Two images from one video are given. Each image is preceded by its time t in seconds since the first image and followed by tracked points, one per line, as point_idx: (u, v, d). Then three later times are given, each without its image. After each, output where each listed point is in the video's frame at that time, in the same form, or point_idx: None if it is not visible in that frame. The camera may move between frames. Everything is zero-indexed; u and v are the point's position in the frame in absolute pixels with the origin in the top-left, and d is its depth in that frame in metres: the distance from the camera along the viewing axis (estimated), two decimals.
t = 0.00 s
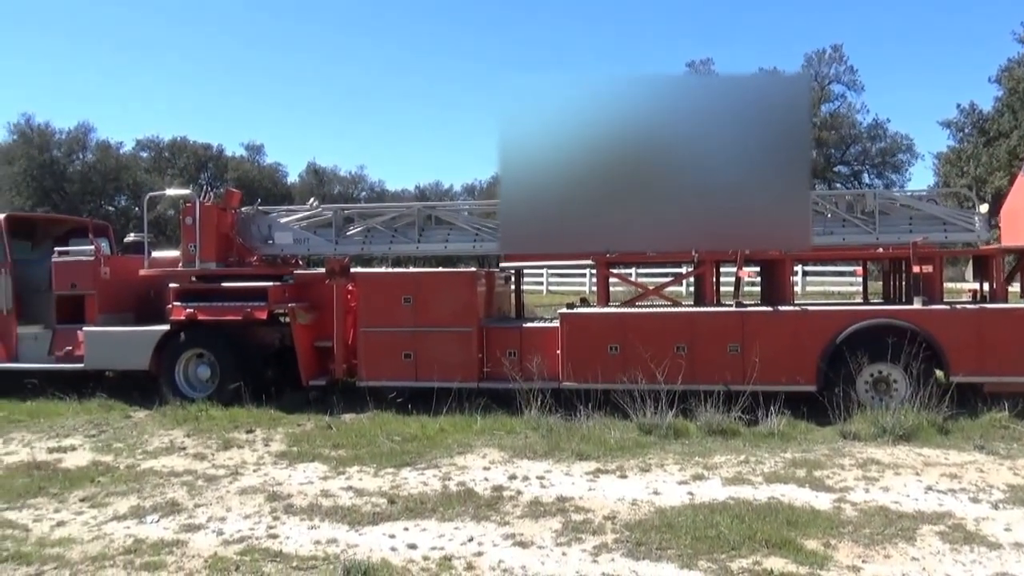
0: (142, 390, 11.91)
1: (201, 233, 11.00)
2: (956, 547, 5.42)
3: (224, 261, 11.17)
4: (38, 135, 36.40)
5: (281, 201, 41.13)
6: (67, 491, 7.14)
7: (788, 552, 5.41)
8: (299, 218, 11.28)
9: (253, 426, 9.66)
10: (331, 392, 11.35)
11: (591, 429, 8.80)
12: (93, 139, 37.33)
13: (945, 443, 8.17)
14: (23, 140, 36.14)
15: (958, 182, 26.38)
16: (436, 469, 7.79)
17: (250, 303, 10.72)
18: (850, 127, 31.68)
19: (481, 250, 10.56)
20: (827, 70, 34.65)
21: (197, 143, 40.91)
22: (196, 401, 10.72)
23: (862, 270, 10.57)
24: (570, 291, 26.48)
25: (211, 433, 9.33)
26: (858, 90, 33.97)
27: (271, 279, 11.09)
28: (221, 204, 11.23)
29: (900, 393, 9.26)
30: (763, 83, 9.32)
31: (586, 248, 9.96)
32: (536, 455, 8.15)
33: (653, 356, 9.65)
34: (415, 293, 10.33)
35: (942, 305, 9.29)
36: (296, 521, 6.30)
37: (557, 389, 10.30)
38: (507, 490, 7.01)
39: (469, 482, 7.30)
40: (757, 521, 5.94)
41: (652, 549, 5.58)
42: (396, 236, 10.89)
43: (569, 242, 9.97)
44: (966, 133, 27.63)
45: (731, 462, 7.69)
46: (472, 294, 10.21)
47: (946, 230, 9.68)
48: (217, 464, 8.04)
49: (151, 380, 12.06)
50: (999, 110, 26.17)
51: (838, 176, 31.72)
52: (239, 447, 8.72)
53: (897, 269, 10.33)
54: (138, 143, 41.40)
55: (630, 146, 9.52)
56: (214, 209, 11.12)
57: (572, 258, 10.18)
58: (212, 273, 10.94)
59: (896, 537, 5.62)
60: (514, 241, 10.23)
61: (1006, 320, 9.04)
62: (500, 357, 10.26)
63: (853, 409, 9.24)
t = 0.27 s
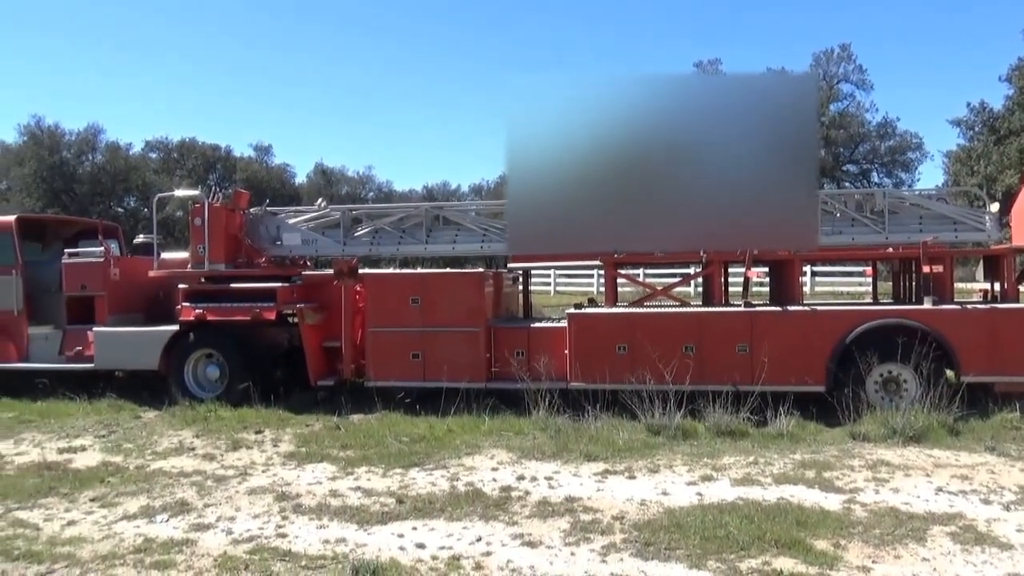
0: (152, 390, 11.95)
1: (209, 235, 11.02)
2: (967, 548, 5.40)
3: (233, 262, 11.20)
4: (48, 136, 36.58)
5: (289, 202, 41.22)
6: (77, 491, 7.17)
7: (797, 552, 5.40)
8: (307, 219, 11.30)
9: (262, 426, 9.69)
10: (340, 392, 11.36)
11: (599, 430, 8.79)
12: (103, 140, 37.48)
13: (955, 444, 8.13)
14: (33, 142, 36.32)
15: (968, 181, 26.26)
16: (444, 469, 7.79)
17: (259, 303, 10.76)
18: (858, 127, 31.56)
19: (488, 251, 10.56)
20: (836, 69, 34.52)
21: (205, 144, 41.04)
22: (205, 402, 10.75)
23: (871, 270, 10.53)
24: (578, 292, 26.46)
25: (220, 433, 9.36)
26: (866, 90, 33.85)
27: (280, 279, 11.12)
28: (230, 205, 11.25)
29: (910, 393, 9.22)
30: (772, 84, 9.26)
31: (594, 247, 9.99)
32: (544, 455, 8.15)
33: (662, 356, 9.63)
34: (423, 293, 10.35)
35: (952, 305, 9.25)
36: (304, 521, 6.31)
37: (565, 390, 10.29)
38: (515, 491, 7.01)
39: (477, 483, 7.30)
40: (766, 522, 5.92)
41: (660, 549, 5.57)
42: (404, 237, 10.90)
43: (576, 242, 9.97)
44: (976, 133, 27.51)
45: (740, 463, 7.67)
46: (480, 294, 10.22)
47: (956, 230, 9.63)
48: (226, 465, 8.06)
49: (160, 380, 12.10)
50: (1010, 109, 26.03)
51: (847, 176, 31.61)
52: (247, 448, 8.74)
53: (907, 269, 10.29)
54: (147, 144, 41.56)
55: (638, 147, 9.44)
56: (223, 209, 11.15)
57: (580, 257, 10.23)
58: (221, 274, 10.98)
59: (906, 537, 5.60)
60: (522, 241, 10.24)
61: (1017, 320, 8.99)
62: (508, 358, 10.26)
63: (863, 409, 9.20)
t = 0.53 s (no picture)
0: (161, 389, 11.98)
1: (218, 233, 11.06)
2: (978, 549, 5.37)
3: (241, 261, 11.23)
4: (57, 136, 36.70)
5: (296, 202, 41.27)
6: (87, 489, 7.20)
7: (806, 553, 5.38)
8: (315, 219, 11.31)
9: (269, 425, 9.71)
10: (347, 391, 11.37)
11: (606, 429, 8.78)
12: (112, 140, 37.58)
13: (965, 444, 8.09)
14: (43, 141, 36.46)
15: (978, 180, 26.11)
16: (452, 468, 7.79)
17: (267, 302, 10.79)
18: (867, 125, 31.43)
19: (495, 250, 10.53)
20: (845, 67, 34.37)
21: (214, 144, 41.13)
22: (213, 400, 10.78)
23: (881, 269, 10.48)
24: (585, 292, 26.43)
25: (228, 432, 9.38)
26: (875, 88, 33.70)
27: (288, 279, 11.15)
28: (238, 204, 11.28)
29: (920, 393, 9.18)
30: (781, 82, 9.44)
31: (601, 245, 9.92)
32: (551, 455, 8.14)
33: (669, 355, 9.61)
34: (431, 292, 10.35)
35: (963, 305, 9.21)
36: (312, 520, 6.32)
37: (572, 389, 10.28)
38: (523, 490, 7.00)
39: (485, 482, 7.30)
40: (775, 522, 5.90)
41: (668, 549, 5.56)
42: (411, 236, 10.90)
43: (583, 240, 9.95)
44: (986, 131, 27.36)
45: (749, 463, 7.65)
46: (486, 294, 10.21)
47: (966, 228, 9.57)
48: (234, 463, 8.08)
49: (169, 379, 12.13)
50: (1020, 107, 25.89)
51: (855, 175, 31.49)
52: (256, 447, 8.75)
53: (917, 268, 10.24)
54: (156, 144, 41.67)
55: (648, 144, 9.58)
56: (231, 209, 11.18)
57: (587, 257, 10.10)
58: (229, 273, 11.02)
59: (916, 538, 5.57)
60: (528, 239, 10.21)
61: None
62: (516, 357, 10.25)
63: (872, 409, 9.16)
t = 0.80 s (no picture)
0: (175, 387, 12.04)
1: (231, 234, 11.11)
2: (995, 551, 5.33)
3: (254, 260, 11.27)
4: (72, 137, 36.92)
5: (309, 201, 41.39)
6: (103, 487, 7.24)
7: (821, 554, 5.35)
8: (327, 219, 11.34)
9: (283, 424, 9.74)
10: (360, 390, 11.40)
11: (619, 429, 8.76)
12: (126, 140, 37.76)
13: (982, 445, 8.03)
14: (58, 142, 36.70)
15: (994, 178, 25.90)
16: (464, 467, 7.80)
17: (280, 301, 10.83)
18: (881, 123, 31.23)
19: (508, 250, 10.54)
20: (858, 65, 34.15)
21: (227, 143, 41.28)
22: (227, 399, 10.83)
23: (895, 268, 10.40)
24: (597, 291, 26.40)
25: (242, 430, 9.42)
26: (890, 86, 33.49)
27: (301, 278, 11.19)
28: (251, 203, 11.33)
29: (935, 393, 9.11)
30: (793, 79, 9.32)
31: (613, 244, 9.93)
32: (564, 454, 8.13)
33: (682, 355, 9.59)
34: (443, 291, 10.36)
35: (979, 304, 9.14)
36: (326, 518, 6.34)
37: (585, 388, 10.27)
38: (535, 490, 7.00)
39: (497, 481, 7.30)
40: (789, 523, 5.88)
41: (682, 549, 5.54)
42: (424, 236, 10.91)
43: (596, 239, 9.94)
44: (1003, 129, 27.14)
45: (762, 463, 7.63)
46: (499, 293, 10.21)
47: (982, 226, 9.50)
48: (248, 461, 8.11)
49: (183, 378, 12.19)
50: None
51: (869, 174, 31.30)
52: (269, 445, 8.79)
53: (932, 267, 10.15)
54: (169, 144, 41.87)
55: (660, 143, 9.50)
56: (244, 208, 11.23)
57: (599, 255, 10.14)
58: (242, 272, 11.07)
59: (932, 540, 5.54)
60: (541, 238, 10.21)
61: None
62: (528, 356, 10.25)
63: (887, 410, 9.10)
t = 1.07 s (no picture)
0: (190, 385, 12.10)
1: (246, 232, 11.20)
2: (1011, 554, 5.29)
3: (268, 259, 11.32)
4: (88, 136, 37.19)
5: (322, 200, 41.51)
6: (119, 483, 7.29)
7: (835, 556, 5.32)
8: (341, 217, 11.38)
9: (296, 422, 9.77)
10: (372, 389, 11.42)
11: (632, 429, 8.74)
12: (142, 139, 37.98)
13: (998, 447, 7.97)
14: (75, 141, 36.97)
15: (1011, 178, 25.67)
16: (476, 466, 7.80)
17: (293, 300, 10.86)
18: (897, 122, 31.02)
19: (520, 249, 10.51)
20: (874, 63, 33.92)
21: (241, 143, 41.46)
22: (240, 397, 10.88)
23: (911, 269, 10.30)
24: (609, 291, 26.34)
25: (256, 428, 9.46)
26: (905, 85, 33.26)
27: (314, 276, 11.23)
28: (265, 203, 11.37)
29: (951, 395, 9.04)
30: (807, 78, 9.28)
31: (625, 243, 9.91)
32: (576, 454, 8.12)
33: (695, 355, 9.56)
34: (455, 291, 10.37)
35: (996, 305, 9.07)
36: (339, 516, 6.36)
37: (597, 388, 10.26)
38: (547, 489, 6.99)
39: (509, 480, 7.30)
40: (803, 524, 5.85)
41: (694, 550, 5.52)
42: (437, 235, 10.93)
43: (608, 238, 9.93)
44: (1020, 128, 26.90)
45: (776, 464, 7.59)
46: (511, 292, 10.21)
47: (1000, 227, 9.36)
48: (262, 459, 8.15)
49: (198, 376, 12.25)
50: None
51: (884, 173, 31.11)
52: (282, 443, 8.82)
53: (949, 267, 10.07)
54: (184, 143, 42.09)
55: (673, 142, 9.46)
56: (258, 207, 11.27)
57: (612, 256, 10.11)
58: (256, 271, 11.12)
59: (948, 543, 5.50)
60: (553, 237, 10.20)
61: None
62: (540, 356, 10.24)
63: (902, 411, 9.04)
